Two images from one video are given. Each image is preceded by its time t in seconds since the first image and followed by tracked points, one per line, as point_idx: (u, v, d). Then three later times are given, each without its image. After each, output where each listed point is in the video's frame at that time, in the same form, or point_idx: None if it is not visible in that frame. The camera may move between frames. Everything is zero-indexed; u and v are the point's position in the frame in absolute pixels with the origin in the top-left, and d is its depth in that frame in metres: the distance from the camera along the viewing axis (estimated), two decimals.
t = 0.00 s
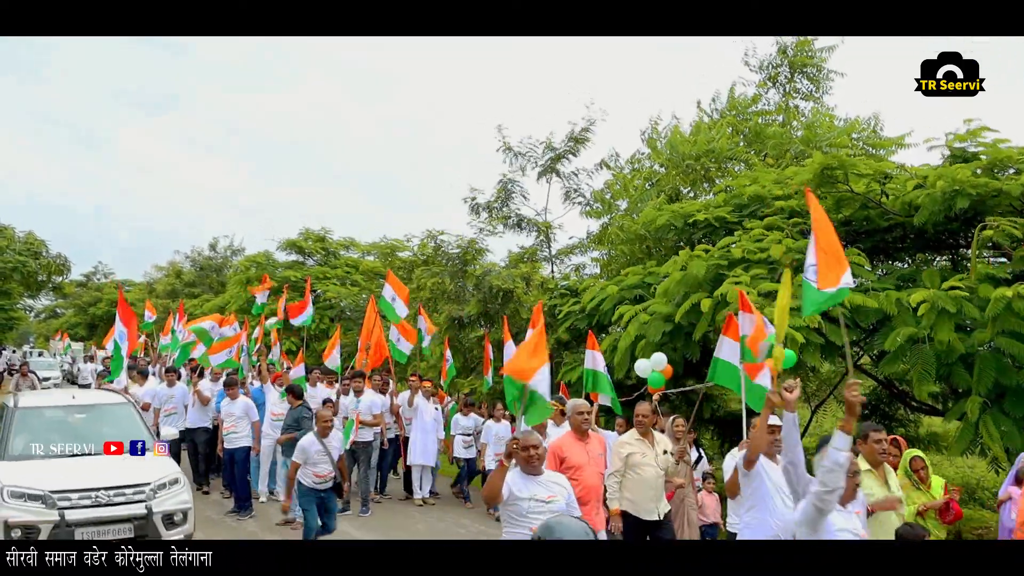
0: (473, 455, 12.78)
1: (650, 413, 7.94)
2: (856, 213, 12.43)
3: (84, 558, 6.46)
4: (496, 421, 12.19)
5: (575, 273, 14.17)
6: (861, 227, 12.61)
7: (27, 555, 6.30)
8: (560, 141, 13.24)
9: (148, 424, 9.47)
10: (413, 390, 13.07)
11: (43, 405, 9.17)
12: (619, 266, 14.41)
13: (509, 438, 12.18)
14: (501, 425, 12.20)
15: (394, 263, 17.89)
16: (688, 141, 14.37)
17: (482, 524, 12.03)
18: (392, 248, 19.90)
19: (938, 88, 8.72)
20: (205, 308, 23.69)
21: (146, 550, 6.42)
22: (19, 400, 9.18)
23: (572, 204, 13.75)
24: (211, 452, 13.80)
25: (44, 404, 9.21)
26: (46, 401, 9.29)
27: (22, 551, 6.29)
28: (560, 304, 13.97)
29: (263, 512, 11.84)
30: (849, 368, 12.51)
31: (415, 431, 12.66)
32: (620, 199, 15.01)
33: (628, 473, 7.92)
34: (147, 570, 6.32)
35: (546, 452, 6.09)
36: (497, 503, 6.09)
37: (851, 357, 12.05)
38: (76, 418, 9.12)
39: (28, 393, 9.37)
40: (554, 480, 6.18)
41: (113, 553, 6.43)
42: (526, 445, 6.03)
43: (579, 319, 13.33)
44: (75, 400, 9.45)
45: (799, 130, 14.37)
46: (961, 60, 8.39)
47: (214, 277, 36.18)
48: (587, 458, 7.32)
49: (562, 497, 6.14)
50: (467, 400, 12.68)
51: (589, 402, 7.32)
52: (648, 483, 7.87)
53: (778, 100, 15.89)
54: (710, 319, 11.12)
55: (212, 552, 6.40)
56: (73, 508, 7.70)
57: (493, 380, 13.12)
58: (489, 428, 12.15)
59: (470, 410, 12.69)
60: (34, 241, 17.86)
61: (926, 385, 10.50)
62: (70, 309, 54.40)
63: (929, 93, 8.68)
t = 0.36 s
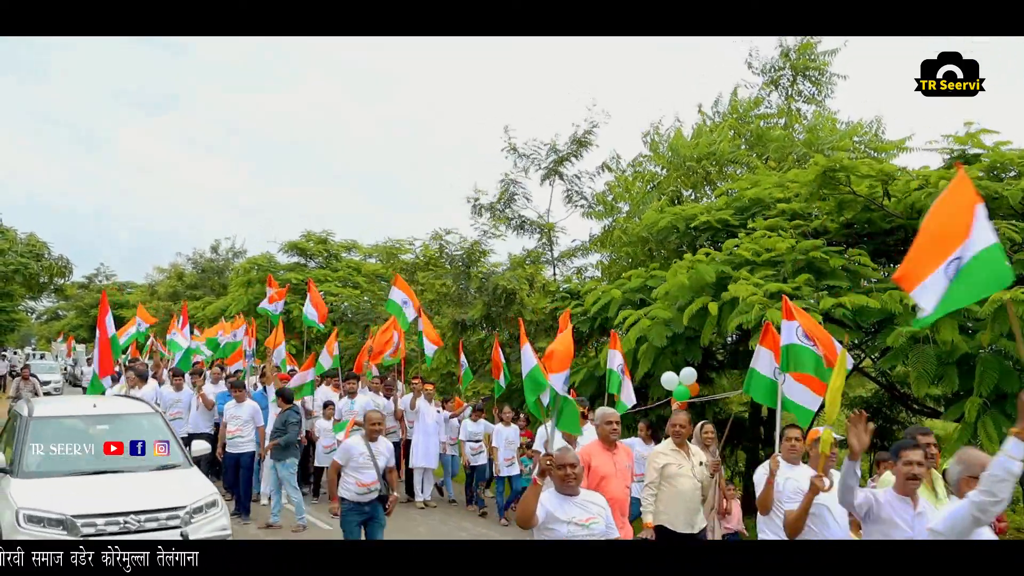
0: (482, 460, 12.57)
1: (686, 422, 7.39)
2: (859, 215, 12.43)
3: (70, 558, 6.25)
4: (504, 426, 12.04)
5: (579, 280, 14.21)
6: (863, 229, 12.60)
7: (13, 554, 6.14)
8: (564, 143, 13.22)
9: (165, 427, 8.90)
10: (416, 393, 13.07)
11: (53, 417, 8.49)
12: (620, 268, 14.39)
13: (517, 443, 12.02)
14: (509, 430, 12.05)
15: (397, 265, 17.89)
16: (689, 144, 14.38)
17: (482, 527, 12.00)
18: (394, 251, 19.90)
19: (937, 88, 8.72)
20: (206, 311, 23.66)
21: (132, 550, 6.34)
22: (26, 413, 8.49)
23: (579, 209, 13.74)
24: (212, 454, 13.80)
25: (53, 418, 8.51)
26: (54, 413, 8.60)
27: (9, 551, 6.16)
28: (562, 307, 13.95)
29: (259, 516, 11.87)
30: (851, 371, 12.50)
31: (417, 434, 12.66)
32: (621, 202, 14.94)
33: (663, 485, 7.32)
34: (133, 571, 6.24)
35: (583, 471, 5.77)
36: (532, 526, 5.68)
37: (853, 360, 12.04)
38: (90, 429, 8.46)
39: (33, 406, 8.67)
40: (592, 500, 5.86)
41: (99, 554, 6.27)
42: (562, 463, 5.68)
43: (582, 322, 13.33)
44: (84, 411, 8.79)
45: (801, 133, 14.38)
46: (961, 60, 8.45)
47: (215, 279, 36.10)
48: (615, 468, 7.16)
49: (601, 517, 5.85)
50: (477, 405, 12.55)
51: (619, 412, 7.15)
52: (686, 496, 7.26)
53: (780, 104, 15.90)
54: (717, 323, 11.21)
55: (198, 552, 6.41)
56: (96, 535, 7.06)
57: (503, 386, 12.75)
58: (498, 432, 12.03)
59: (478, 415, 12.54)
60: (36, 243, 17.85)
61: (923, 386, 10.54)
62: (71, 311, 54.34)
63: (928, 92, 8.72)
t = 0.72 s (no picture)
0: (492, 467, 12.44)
1: (718, 429, 7.17)
2: (859, 219, 12.41)
3: (57, 559, 5.99)
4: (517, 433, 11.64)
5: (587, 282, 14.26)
6: (864, 232, 12.56)
7: None
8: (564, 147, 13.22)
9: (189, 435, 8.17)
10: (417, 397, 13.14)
11: (68, 429, 7.77)
12: (621, 271, 14.36)
13: (529, 450, 11.74)
14: (522, 437, 11.77)
15: (397, 269, 17.90)
16: (689, 148, 14.37)
17: (483, 530, 12.00)
18: (394, 254, 19.92)
19: (938, 92, 7.79)
20: (207, 315, 23.69)
21: (119, 550, 6.07)
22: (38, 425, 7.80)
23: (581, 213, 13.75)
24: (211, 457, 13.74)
25: (69, 428, 7.79)
26: (70, 424, 7.89)
27: None
28: (562, 311, 13.93)
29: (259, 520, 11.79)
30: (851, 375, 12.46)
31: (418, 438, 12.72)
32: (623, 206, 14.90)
33: (695, 495, 7.13)
34: (120, 571, 5.93)
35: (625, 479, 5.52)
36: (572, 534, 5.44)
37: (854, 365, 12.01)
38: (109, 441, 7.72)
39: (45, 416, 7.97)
40: (632, 507, 5.59)
41: (87, 553, 6.02)
42: (604, 469, 5.47)
43: (583, 326, 13.34)
44: (103, 420, 8.10)
45: (802, 137, 14.37)
46: (961, 60, 8.46)
47: (217, 282, 36.08)
48: (647, 476, 6.86)
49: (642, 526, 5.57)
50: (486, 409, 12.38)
51: (652, 416, 6.93)
52: (720, 507, 7.05)
53: (781, 108, 15.89)
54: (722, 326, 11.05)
55: (186, 552, 6.12)
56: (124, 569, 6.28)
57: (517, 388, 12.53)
58: (508, 440, 11.74)
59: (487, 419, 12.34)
60: (37, 246, 17.88)
61: (924, 387, 10.51)
62: (74, 313, 54.41)
63: (928, 93, 8.72)
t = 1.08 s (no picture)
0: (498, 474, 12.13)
1: (747, 436, 6.70)
2: (861, 223, 12.42)
3: (43, 559, 5.38)
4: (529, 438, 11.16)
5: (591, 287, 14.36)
6: (865, 237, 12.59)
7: None
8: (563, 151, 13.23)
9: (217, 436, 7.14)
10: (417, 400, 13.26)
11: (85, 437, 6.68)
12: (622, 275, 14.34)
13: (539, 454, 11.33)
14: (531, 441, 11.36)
15: (397, 272, 17.91)
16: (689, 151, 14.36)
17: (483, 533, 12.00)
18: (394, 257, 19.95)
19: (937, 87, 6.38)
20: (205, 319, 23.68)
21: (107, 550, 5.45)
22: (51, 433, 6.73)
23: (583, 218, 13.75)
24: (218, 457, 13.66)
25: (85, 437, 6.70)
26: (86, 432, 6.80)
27: None
28: (563, 315, 13.92)
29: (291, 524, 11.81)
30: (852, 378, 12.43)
31: (419, 442, 12.79)
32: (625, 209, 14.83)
33: (725, 506, 6.63)
34: (107, 572, 5.31)
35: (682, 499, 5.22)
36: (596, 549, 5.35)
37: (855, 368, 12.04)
38: (132, 449, 6.62)
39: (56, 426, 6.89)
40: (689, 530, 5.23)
41: (73, 552, 5.40)
42: (658, 489, 5.17)
43: (583, 330, 13.34)
44: (122, 424, 7.02)
45: (802, 141, 14.38)
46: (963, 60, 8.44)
47: (217, 285, 36.04)
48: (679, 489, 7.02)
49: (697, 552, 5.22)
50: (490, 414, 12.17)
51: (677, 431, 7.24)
52: (751, 518, 6.56)
53: (782, 111, 15.86)
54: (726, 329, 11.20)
55: (174, 552, 5.46)
56: None
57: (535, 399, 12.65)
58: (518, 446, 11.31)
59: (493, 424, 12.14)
60: (38, 249, 17.90)
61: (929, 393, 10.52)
62: (73, 315, 54.42)
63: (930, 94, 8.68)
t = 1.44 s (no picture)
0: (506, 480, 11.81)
1: (788, 445, 6.35)
2: (863, 224, 12.42)
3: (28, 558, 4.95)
4: (536, 440, 11.01)
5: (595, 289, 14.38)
6: (867, 238, 12.57)
7: None
8: (565, 152, 13.22)
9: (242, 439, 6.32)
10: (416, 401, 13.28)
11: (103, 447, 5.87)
12: (624, 277, 14.31)
13: (548, 458, 11.02)
14: (541, 445, 11.09)
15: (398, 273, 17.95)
16: (691, 153, 14.33)
17: (484, 536, 11.97)
18: (395, 259, 19.94)
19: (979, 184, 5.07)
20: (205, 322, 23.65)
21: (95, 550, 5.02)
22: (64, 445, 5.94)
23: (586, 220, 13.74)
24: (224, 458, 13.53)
25: (103, 447, 5.89)
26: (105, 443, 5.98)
27: None
28: (564, 318, 13.89)
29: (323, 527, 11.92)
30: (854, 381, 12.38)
31: (420, 441, 12.82)
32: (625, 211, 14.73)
33: (761, 517, 6.30)
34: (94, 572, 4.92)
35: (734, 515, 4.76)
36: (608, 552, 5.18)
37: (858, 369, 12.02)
38: (156, 460, 5.76)
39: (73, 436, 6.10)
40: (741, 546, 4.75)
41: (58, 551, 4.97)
42: (708, 505, 4.72)
43: (584, 333, 13.22)
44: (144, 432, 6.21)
45: (804, 142, 14.36)
46: (961, 61, 8.50)
47: (217, 287, 35.98)
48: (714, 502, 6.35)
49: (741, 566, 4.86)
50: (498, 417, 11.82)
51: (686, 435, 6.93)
52: (787, 531, 6.25)
53: (784, 112, 15.85)
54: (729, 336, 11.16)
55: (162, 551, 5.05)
56: None
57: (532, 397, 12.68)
58: (528, 448, 11.05)
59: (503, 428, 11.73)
60: (39, 250, 17.89)
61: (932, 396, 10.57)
62: (74, 316, 54.42)
63: (929, 93, 8.75)
